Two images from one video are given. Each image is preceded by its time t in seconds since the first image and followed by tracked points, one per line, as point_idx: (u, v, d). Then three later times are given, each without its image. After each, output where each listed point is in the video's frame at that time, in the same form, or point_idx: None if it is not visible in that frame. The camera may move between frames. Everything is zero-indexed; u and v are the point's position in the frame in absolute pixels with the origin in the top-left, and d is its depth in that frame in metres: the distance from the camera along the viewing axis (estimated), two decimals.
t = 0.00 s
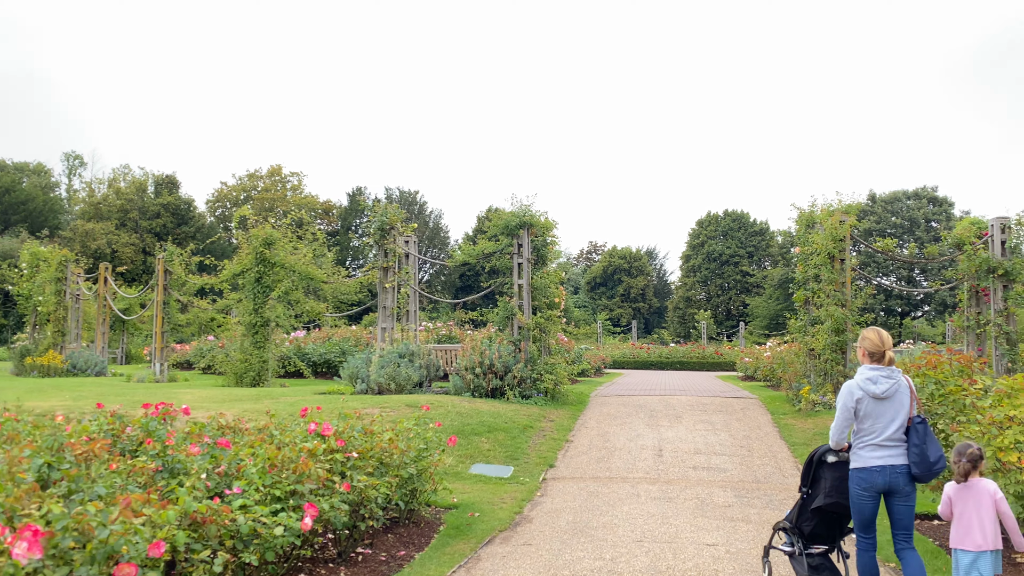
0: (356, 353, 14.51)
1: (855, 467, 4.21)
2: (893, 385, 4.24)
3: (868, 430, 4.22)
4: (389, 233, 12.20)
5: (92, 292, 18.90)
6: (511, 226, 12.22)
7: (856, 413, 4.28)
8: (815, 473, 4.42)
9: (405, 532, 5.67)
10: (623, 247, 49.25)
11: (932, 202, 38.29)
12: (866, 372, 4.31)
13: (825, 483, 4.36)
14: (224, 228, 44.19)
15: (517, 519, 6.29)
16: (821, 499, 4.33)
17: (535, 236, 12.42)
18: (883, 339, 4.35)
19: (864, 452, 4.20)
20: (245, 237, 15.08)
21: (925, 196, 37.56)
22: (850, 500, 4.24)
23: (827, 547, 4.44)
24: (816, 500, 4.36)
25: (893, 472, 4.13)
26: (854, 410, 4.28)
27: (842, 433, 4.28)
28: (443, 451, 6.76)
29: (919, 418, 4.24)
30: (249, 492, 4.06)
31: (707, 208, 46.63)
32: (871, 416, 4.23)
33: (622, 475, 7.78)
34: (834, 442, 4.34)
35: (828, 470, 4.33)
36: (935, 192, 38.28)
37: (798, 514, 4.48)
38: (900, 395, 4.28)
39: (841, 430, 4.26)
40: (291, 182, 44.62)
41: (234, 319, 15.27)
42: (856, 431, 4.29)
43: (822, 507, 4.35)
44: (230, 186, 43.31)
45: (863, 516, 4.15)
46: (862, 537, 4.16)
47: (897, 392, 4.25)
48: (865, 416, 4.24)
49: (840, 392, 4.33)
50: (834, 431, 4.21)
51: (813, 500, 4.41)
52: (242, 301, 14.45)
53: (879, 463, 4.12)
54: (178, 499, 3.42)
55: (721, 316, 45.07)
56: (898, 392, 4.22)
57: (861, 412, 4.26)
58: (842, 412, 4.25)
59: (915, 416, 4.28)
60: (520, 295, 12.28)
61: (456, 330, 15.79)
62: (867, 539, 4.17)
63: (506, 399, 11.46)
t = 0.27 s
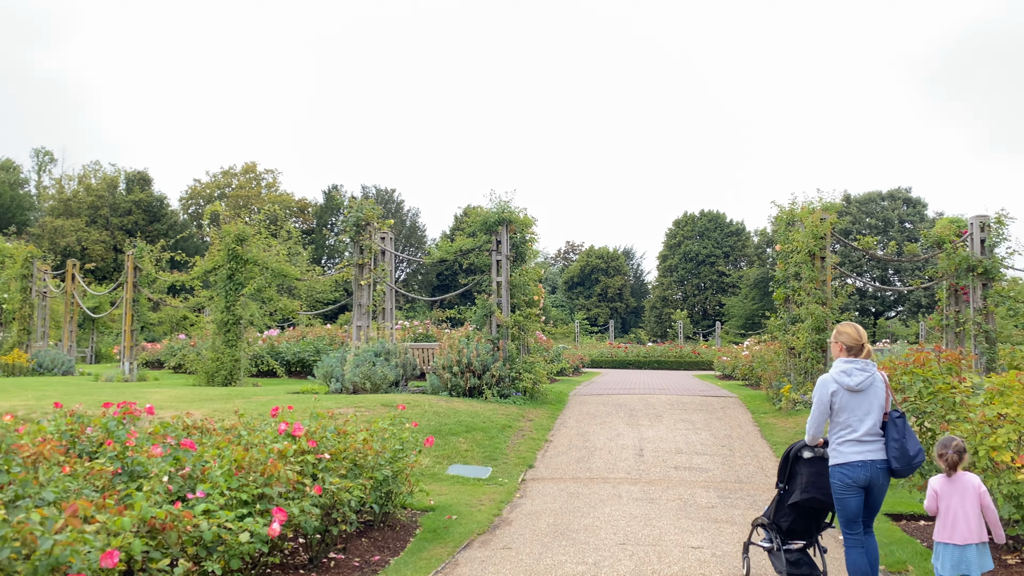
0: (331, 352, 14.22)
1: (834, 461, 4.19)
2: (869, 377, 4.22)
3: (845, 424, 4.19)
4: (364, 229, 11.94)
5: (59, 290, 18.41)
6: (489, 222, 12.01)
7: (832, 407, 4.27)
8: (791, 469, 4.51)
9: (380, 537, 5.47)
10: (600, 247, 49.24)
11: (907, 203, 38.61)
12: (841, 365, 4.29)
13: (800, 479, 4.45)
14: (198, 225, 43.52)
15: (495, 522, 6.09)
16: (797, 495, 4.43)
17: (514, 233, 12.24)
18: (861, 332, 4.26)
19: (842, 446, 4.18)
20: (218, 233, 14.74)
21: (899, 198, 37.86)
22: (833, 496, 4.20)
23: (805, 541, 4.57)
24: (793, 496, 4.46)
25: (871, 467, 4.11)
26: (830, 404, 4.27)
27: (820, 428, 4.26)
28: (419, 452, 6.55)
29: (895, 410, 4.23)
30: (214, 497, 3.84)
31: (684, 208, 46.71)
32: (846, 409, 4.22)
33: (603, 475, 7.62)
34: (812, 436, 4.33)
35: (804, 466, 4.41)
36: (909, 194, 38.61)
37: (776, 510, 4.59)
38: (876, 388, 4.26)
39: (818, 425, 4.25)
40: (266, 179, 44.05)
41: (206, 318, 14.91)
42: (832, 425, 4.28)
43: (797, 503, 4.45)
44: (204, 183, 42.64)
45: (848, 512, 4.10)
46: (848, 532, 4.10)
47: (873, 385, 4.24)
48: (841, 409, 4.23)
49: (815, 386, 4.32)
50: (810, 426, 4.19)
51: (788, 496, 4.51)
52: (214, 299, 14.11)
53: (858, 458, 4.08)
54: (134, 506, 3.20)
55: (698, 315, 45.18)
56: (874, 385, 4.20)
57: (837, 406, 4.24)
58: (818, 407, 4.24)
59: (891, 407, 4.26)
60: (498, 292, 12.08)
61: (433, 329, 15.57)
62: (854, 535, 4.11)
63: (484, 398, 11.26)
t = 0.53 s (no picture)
0: (301, 353, 13.93)
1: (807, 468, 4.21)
2: (843, 386, 4.24)
3: (820, 432, 4.21)
4: (337, 227, 11.69)
5: (21, 289, 17.90)
6: (464, 220, 11.80)
7: (807, 415, 4.27)
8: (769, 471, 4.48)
9: (352, 545, 5.27)
10: (575, 247, 49.23)
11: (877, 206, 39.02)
12: (816, 373, 4.30)
13: (777, 481, 4.42)
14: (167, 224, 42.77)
15: (471, 530, 5.88)
16: (775, 497, 4.39)
17: (490, 232, 12.04)
18: (835, 339, 4.30)
19: (815, 454, 4.20)
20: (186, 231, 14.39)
21: (870, 200, 38.23)
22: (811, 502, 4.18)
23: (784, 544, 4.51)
24: (771, 497, 4.42)
25: (845, 474, 4.14)
26: (804, 412, 4.27)
27: (793, 436, 4.28)
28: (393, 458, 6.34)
29: (869, 418, 4.24)
30: (173, 509, 3.62)
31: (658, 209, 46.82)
32: (821, 418, 4.23)
33: (581, 479, 7.45)
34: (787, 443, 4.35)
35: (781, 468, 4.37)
36: (879, 196, 39.03)
37: (754, 512, 4.56)
38: (851, 396, 4.27)
39: (792, 433, 4.26)
40: (237, 177, 43.43)
41: (174, 317, 14.54)
42: (806, 432, 4.29)
43: (776, 504, 4.41)
44: (174, 181, 41.92)
45: (826, 517, 4.09)
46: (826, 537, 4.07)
47: (847, 394, 4.26)
48: (815, 417, 4.23)
49: (791, 393, 4.33)
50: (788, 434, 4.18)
51: (767, 497, 4.48)
52: (182, 298, 13.77)
53: (835, 465, 4.11)
54: (84, 523, 2.97)
55: (671, 316, 45.35)
56: (849, 394, 4.22)
57: (811, 415, 4.25)
58: (793, 415, 4.25)
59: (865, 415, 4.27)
60: (474, 292, 11.88)
61: (407, 330, 15.34)
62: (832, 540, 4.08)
63: (458, 400, 11.07)
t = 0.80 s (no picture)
0: (268, 353, 13.61)
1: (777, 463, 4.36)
2: (810, 382, 4.39)
3: (789, 427, 4.36)
4: (305, 224, 11.42)
5: None
6: (436, 218, 11.60)
7: (777, 411, 4.42)
8: (738, 468, 4.64)
9: (319, 551, 5.10)
10: (546, 247, 49.12)
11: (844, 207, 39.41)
12: (785, 370, 4.45)
13: (747, 478, 4.59)
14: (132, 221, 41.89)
15: (442, 534, 5.70)
16: (745, 494, 4.56)
17: (462, 230, 11.85)
18: (797, 335, 4.44)
19: (786, 450, 4.35)
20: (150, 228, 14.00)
21: (838, 202, 38.60)
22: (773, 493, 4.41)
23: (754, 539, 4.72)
24: (740, 494, 4.59)
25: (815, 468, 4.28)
26: (774, 409, 4.42)
27: (764, 431, 4.43)
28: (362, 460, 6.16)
29: (837, 413, 4.38)
30: (126, 517, 3.42)
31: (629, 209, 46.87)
32: (790, 414, 4.38)
33: (554, 480, 7.31)
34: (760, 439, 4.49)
35: (750, 466, 4.55)
36: (847, 198, 39.43)
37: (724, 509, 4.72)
38: (818, 391, 4.42)
39: (763, 429, 4.41)
40: (204, 174, 42.68)
41: (137, 316, 14.15)
42: (777, 428, 4.44)
43: (746, 501, 4.58)
44: (139, 178, 41.07)
45: (783, 508, 4.32)
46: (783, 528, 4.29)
47: (816, 389, 4.40)
48: (785, 413, 4.39)
49: (761, 390, 4.48)
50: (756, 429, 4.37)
51: (736, 495, 4.64)
52: (145, 297, 13.41)
53: (802, 459, 4.25)
54: (23, 534, 2.76)
55: (641, 316, 45.45)
56: (816, 389, 4.36)
57: (781, 410, 4.40)
58: (763, 412, 4.40)
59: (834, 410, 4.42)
60: (445, 291, 11.68)
61: (377, 329, 15.06)
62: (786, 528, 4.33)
63: (429, 400, 10.88)
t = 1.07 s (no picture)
0: (231, 352, 13.25)
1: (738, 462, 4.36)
2: (771, 382, 4.40)
3: (751, 427, 4.35)
4: (269, 219, 11.11)
5: None
6: (404, 214, 11.36)
7: (738, 411, 4.43)
8: (704, 467, 4.65)
9: (279, 559, 4.86)
10: (517, 246, 48.96)
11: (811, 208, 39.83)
12: (746, 370, 4.46)
13: (712, 476, 4.61)
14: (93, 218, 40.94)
15: (409, 540, 5.49)
16: (710, 491, 4.59)
17: (431, 226, 11.62)
18: (757, 337, 4.48)
19: (746, 449, 4.35)
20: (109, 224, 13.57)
21: (805, 203, 38.99)
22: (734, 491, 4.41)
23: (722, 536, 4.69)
24: (706, 492, 4.62)
25: (775, 467, 4.27)
26: (735, 409, 4.43)
27: (725, 431, 4.43)
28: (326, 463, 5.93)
29: (798, 412, 4.38)
30: (65, 529, 3.16)
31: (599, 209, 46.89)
32: (751, 413, 4.38)
33: (525, 482, 7.12)
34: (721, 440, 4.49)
35: (717, 463, 4.57)
36: (813, 199, 39.84)
37: (691, 506, 4.73)
38: (779, 391, 4.42)
39: (724, 428, 4.42)
40: (168, 171, 41.87)
41: (95, 314, 13.69)
42: (738, 427, 4.44)
43: (712, 498, 4.60)
44: (101, 174, 40.15)
45: (744, 507, 4.30)
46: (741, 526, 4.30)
47: (776, 390, 4.42)
48: (745, 413, 4.39)
49: (722, 390, 4.49)
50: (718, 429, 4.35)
51: (703, 492, 4.66)
52: (103, 294, 12.99)
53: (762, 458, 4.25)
54: None
55: (611, 316, 45.54)
56: (777, 389, 4.38)
57: (742, 410, 4.41)
58: (723, 411, 4.41)
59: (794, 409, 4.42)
60: (414, 289, 11.46)
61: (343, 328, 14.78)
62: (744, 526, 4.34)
63: (397, 401, 10.65)
